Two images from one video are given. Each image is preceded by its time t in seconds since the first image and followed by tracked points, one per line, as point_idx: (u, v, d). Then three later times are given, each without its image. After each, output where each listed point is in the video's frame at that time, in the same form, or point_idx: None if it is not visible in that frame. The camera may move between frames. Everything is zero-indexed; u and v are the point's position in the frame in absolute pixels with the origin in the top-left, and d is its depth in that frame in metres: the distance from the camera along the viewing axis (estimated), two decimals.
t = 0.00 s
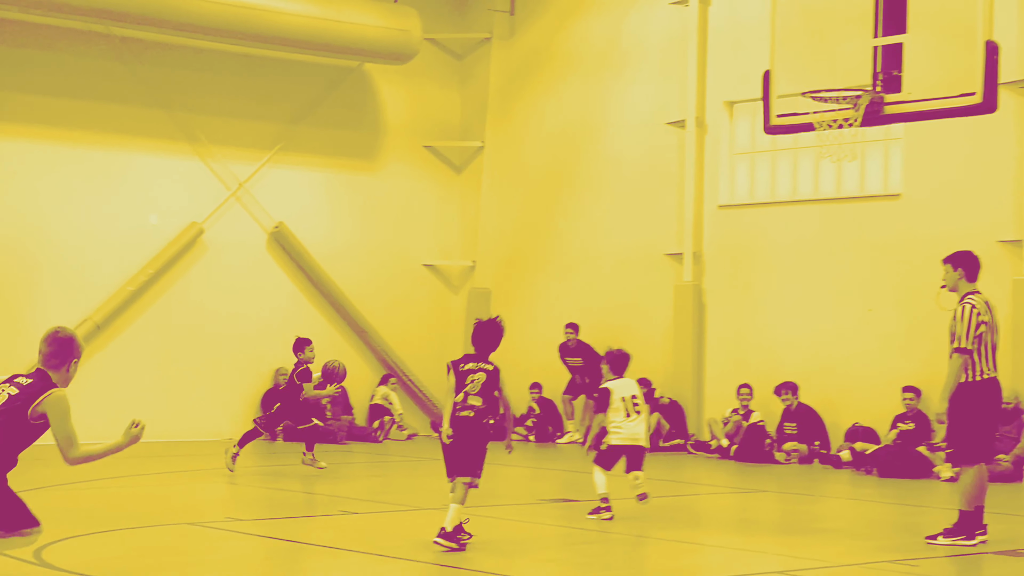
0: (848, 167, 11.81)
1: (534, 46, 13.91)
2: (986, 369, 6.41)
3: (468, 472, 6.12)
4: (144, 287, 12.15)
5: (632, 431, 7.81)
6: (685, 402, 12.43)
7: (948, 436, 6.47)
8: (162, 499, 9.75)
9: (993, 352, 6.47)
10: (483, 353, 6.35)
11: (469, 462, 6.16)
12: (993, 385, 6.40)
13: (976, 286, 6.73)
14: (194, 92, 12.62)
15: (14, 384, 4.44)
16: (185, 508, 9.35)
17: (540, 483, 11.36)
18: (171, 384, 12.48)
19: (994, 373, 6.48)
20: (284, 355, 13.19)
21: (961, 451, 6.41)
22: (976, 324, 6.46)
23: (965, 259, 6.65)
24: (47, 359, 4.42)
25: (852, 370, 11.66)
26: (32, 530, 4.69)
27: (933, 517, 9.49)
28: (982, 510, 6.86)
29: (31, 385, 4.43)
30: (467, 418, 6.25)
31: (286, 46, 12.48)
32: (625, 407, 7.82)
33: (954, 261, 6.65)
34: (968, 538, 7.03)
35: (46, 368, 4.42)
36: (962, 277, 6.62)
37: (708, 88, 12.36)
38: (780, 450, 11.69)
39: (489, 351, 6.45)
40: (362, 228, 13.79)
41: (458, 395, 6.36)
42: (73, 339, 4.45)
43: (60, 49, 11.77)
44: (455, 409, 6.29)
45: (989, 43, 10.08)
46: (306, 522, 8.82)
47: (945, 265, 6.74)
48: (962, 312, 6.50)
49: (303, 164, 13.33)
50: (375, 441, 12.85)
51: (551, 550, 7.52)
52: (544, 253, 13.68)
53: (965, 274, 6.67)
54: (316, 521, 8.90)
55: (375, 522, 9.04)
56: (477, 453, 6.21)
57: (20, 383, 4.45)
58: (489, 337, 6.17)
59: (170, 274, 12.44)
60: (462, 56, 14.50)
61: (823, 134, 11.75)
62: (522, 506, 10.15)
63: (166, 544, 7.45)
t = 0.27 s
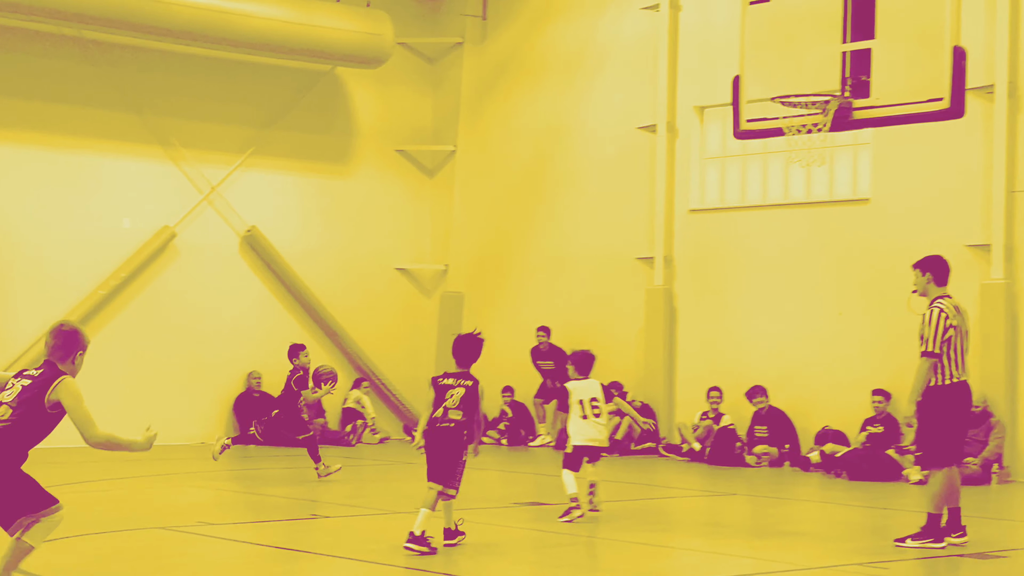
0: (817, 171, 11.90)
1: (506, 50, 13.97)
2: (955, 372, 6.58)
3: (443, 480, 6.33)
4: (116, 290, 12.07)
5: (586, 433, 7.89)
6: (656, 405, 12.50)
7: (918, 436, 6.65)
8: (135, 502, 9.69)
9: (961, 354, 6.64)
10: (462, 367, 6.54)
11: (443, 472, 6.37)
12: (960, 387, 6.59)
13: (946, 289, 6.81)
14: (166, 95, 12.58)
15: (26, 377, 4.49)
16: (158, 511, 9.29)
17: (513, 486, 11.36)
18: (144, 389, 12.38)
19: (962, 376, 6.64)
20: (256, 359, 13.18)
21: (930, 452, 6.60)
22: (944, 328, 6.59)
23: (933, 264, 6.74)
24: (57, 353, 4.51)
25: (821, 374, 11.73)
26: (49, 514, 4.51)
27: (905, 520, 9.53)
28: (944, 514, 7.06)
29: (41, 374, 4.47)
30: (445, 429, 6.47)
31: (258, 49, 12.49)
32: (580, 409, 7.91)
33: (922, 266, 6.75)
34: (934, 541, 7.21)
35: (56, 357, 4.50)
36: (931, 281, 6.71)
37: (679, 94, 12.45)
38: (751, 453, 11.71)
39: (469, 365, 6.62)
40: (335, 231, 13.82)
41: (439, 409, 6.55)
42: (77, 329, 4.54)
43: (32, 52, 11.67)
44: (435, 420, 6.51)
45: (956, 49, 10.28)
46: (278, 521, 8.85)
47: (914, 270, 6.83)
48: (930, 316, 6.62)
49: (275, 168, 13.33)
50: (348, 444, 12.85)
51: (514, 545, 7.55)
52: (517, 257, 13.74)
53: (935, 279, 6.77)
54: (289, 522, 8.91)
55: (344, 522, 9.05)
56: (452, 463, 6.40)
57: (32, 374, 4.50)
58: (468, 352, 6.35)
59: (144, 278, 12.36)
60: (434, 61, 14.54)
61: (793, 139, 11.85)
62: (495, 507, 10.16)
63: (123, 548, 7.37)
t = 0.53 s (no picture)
0: (789, 175, 11.98)
1: (480, 54, 14.02)
2: (927, 376, 6.56)
3: (425, 483, 6.18)
4: (90, 293, 12.03)
5: (548, 432, 8.19)
6: (629, 408, 12.55)
7: (889, 439, 6.66)
8: (108, 505, 9.63)
9: (933, 359, 6.61)
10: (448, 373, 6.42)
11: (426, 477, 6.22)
12: (932, 391, 6.55)
13: (920, 293, 6.82)
14: (141, 98, 12.57)
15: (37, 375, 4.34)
16: (130, 514, 9.23)
17: (488, 489, 11.36)
18: (116, 393, 12.34)
19: (934, 380, 6.62)
20: (231, 363, 13.17)
21: (901, 455, 6.61)
22: (916, 332, 6.58)
23: (906, 268, 6.75)
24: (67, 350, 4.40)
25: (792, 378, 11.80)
26: (60, 518, 4.30)
27: (876, 523, 9.57)
28: (914, 517, 7.20)
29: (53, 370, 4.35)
30: (430, 434, 6.34)
31: (232, 53, 12.49)
32: (542, 409, 8.23)
33: (896, 270, 6.77)
34: (905, 543, 7.33)
35: (67, 352, 4.39)
36: (905, 286, 6.72)
37: (652, 98, 12.51)
38: (724, 456, 11.77)
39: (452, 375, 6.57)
40: (310, 235, 13.84)
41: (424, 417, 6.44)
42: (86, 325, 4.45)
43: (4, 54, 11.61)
44: (421, 424, 6.38)
45: (926, 55, 10.50)
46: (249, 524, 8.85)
47: (888, 275, 6.85)
48: (903, 319, 6.62)
49: (250, 171, 13.34)
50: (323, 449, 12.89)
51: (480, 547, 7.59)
52: (491, 261, 13.79)
53: (909, 283, 6.78)
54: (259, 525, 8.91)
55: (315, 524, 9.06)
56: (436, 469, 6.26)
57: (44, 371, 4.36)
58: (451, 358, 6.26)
59: (118, 282, 12.33)
60: (408, 64, 14.57)
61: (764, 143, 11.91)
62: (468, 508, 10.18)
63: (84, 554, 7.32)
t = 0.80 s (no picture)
0: (763, 180, 12.03)
1: (457, 58, 14.04)
2: (903, 379, 6.58)
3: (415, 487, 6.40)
4: (65, 297, 11.98)
5: (516, 439, 8.22)
6: (605, 411, 12.58)
7: (863, 443, 6.67)
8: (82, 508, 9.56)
9: (909, 363, 6.62)
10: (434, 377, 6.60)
11: (415, 479, 6.44)
12: (907, 395, 6.57)
13: (897, 298, 6.86)
14: (116, 101, 12.53)
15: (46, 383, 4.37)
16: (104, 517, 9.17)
17: (464, 492, 11.34)
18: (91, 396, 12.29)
19: (910, 384, 6.63)
20: (206, 366, 13.14)
21: (875, 459, 6.61)
22: (892, 335, 6.61)
23: (884, 272, 6.81)
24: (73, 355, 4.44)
25: (766, 381, 11.85)
26: (66, 529, 4.37)
27: (849, 525, 9.60)
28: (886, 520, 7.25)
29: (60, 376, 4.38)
30: (418, 437, 6.53)
31: (209, 57, 12.48)
32: (513, 416, 8.23)
33: (874, 274, 6.83)
34: (877, 546, 7.42)
35: (73, 358, 4.42)
36: (882, 289, 6.78)
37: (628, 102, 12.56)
38: (699, 459, 11.78)
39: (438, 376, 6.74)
40: (286, 239, 13.83)
41: (412, 421, 6.63)
42: (90, 327, 4.48)
43: None
44: (409, 428, 6.58)
45: (897, 59, 10.58)
46: (221, 527, 8.83)
47: (866, 279, 6.90)
48: (879, 323, 6.65)
49: (226, 175, 13.32)
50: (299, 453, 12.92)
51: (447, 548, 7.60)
52: (468, 264, 13.81)
53: (886, 287, 6.83)
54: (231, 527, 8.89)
55: (288, 526, 9.06)
56: (424, 471, 6.47)
57: (55, 377, 4.39)
58: (432, 363, 6.44)
59: (93, 285, 12.29)
60: (384, 68, 14.59)
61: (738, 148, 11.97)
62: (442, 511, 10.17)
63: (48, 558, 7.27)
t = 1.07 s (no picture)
0: (740, 183, 12.08)
1: (435, 61, 14.05)
2: (881, 383, 6.62)
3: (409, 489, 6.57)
4: (42, 300, 11.94)
5: (493, 443, 8.25)
6: (582, 414, 12.59)
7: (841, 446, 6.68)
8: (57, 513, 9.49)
9: (888, 367, 6.66)
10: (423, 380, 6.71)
11: (408, 481, 6.60)
12: (886, 399, 6.60)
13: (878, 303, 6.89)
14: (93, 104, 12.48)
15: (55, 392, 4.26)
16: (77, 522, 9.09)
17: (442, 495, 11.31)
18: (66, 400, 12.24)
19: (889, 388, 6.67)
20: (183, 370, 13.10)
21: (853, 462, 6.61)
22: (872, 338, 6.64)
23: (866, 276, 6.82)
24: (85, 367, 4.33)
25: (743, 385, 11.88)
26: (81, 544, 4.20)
27: (826, 527, 9.62)
28: (861, 524, 7.26)
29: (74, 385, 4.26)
30: (409, 439, 6.65)
31: (187, 60, 12.46)
32: (490, 420, 8.23)
33: (855, 278, 6.85)
34: (853, 549, 7.39)
35: (84, 366, 4.30)
36: (863, 294, 6.81)
37: (605, 106, 12.61)
38: (676, 462, 11.77)
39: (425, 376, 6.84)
40: (264, 242, 13.82)
41: (402, 423, 6.74)
42: (101, 337, 4.36)
43: None
44: (400, 431, 6.68)
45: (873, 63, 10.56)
46: (193, 530, 8.81)
47: (848, 283, 6.92)
48: (859, 326, 6.68)
49: (204, 178, 13.31)
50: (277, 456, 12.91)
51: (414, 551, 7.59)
52: (447, 267, 13.82)
53: (867, 291, 6.85)
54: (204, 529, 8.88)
55: (260, 529, 9.03)
56: (417, 473, 6.62)
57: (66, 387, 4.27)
58: (420, 366, 6.55)
59: (69, 289, 12.24)
60: (362, 71, 14.60)
61: (714, 152, 12.03)
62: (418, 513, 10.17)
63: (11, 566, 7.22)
